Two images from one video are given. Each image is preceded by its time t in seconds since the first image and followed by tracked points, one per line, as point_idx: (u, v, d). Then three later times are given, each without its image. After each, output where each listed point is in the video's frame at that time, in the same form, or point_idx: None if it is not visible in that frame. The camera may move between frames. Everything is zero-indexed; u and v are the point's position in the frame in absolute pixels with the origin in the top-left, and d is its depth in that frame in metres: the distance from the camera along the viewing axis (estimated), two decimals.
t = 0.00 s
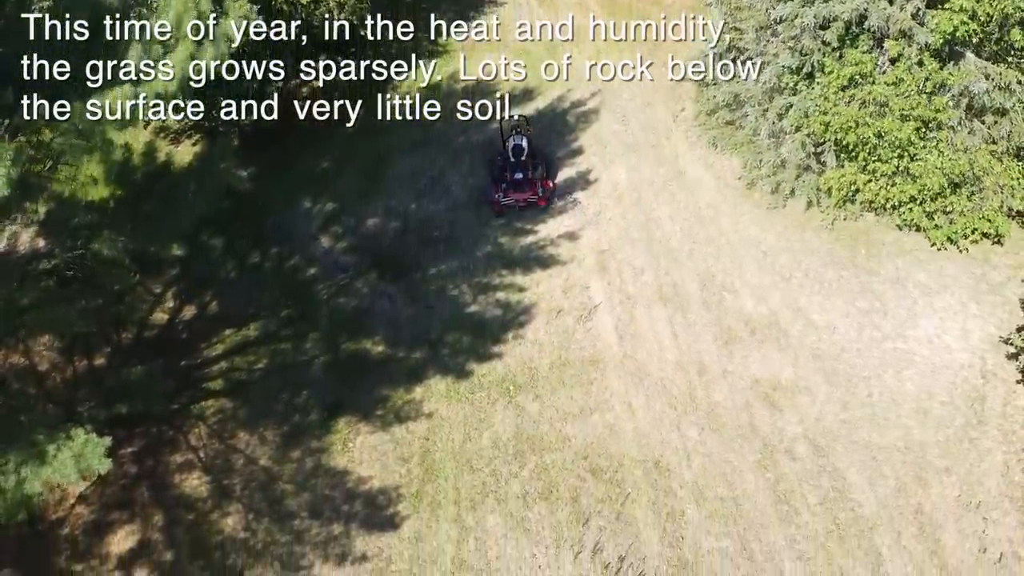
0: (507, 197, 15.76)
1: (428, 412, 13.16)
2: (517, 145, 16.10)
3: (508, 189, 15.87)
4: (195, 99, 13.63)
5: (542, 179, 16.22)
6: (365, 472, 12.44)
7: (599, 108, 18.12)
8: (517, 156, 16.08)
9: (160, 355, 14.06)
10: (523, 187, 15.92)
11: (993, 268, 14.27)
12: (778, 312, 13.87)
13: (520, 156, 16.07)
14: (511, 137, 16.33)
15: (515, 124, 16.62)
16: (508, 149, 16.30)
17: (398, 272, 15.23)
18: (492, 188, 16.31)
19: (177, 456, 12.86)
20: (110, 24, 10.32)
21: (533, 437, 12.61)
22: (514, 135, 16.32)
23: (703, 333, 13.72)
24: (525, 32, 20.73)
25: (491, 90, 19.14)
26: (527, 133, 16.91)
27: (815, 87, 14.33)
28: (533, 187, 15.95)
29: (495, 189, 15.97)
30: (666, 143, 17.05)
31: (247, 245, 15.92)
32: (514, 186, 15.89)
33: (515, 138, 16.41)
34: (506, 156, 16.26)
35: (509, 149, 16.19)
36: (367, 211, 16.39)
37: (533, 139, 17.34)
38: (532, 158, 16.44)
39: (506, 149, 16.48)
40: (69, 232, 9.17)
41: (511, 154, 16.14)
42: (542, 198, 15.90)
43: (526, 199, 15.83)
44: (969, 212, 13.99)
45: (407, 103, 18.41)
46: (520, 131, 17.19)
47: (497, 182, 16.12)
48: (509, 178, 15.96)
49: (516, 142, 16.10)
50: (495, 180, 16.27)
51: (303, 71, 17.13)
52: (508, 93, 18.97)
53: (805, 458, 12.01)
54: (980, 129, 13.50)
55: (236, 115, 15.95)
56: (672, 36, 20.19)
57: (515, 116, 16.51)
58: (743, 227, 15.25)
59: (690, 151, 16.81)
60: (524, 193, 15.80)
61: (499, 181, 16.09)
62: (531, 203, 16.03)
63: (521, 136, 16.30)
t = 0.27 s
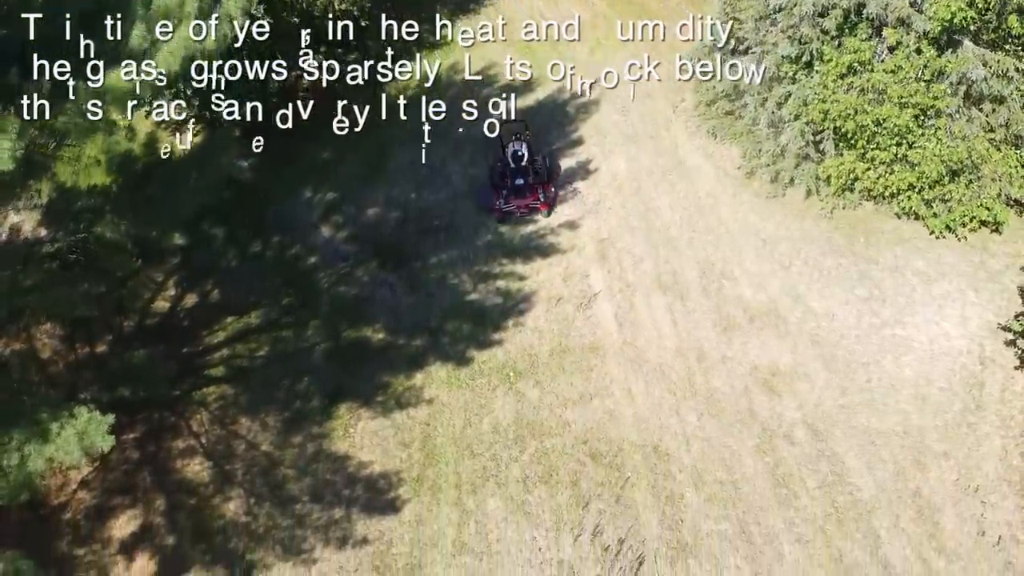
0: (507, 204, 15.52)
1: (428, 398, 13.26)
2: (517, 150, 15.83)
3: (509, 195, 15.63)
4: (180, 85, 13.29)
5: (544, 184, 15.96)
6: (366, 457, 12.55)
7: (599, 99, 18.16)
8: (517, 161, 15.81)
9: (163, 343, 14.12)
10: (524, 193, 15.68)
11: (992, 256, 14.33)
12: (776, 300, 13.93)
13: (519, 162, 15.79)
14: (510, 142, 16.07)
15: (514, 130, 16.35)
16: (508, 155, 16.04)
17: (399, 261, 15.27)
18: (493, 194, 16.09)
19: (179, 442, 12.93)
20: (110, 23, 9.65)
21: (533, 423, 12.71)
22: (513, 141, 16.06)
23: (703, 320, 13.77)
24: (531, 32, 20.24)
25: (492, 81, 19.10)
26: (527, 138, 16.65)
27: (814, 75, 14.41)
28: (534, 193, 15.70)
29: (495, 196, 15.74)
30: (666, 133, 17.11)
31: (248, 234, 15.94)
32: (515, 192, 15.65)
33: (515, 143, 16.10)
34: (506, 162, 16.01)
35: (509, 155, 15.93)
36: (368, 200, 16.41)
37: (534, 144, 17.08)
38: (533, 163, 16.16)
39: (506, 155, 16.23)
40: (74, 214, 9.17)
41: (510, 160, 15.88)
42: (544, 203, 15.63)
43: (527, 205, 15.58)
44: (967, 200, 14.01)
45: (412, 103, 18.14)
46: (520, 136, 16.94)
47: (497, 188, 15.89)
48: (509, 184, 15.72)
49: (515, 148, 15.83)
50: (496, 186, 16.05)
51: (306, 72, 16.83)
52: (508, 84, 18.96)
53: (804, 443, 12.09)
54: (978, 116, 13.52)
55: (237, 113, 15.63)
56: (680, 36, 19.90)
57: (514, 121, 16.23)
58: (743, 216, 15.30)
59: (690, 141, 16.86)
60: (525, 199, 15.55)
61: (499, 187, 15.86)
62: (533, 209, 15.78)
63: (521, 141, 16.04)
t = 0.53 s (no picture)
0: (512, 212, 15.17)
1: (430, 382, 13.36)
2: (517, 158, 15.51)
3: (513, 203, 15.26)
4: (182, 75, 12.87)
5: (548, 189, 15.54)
6: (368, 440, 12.67)
7: (599, 88, 18.14)
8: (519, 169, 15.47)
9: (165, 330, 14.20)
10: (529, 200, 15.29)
11: (989, 243, 14.44)
12: (775, 286, 14.00)
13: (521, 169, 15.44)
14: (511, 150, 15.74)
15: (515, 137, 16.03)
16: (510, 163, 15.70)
17: (400, 249, 15.31)
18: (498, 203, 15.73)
19: (182, 426, 13.00)
20: (116, 23, 9.25)
21: (533, 407, 12.81)
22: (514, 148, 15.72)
23: (702, 306, 13.84)
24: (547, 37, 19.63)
25: (492, 71, 18.89)
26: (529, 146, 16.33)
27: (812, 63, 14.42)
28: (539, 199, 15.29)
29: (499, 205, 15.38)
30: (666, 122, 17.15)
31: (249, 222, 15.96)
32: (519, 200, 15.29)
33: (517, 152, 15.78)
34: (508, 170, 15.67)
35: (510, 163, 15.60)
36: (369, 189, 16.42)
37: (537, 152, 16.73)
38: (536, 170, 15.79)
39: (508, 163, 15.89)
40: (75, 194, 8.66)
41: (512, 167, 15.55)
42: (549, 209, 15.20)
43: (532, 212, 15.17)
44: (966, 187, 13.87)
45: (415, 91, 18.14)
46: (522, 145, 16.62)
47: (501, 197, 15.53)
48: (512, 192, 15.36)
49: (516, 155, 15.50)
50: (499, 195, 15.69)
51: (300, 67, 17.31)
52: (508, 74, 18.73)
53: (802, 426, 12.17)
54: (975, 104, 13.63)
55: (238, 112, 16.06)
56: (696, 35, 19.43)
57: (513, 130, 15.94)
58: (742, 203, 15.36)
59: (690, 130, 16.90)
60: (529, 206, 15.17)
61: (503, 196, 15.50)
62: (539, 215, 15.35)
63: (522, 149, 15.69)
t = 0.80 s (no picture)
0: (517, 220, 14.85)
1: (430, 365, 13.47)
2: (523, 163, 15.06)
3: (517, 209, 14.94)
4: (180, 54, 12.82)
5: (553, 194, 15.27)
6: (369, 422, 12.78)
7: (599, 77, 18.19)
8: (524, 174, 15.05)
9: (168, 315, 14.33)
10: (533, 206, 15.00)
11: (987, 228, 14.52)
12: (773, 271, 14.09)
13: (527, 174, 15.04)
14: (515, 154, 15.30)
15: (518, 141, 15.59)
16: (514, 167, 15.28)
17: (400, 234, 15.35)
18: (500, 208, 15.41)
19: (184, 408, 13.11)
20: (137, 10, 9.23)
21: (533, 388, 12.93)
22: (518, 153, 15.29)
23: (701, 290, 13.93)
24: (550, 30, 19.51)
25: (492, 60, 18.94)
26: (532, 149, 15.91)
27: (810, 49, 14.56)
28: (544, 205, 15.03)
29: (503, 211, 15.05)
30: (665, 110, 17.22)
31: (251, 208, 16.04)
32: (524, 206, 14.98)
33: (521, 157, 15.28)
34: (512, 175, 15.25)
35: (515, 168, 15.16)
36: (370, 176, 16.47)
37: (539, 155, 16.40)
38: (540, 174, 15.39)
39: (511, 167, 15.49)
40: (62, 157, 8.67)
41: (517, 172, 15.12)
42: (555, 215, 14.96)
43: (537, 218, 14.90)
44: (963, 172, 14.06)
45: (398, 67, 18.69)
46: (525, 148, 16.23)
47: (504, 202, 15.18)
48: (517, 197, 15.02)
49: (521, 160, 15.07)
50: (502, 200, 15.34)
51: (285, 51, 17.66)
52: (508, 63, 18.80)
53: (800, 406, 12.26)
54: (972, 89, 13.72)
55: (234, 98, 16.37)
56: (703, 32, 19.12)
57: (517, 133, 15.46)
58: (741, 190, 15.45)
59: (689, 118, 16.98)
60: (535, 213, 14.88)
61: (506, 202, 15.15)
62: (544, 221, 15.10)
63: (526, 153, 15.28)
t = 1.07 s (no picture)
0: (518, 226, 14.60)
1: (432, 345, 13.59)
2: (526, 168, 14.69)
3: (519, 215, 14.66)
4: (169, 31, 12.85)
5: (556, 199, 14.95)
6: (371, 399, 12.93)
7: (599, 64, 18.28)
8: (527, 179, 14.70)
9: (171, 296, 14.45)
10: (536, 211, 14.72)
11: (983, 211, 14.62)
12: (771, 252, 14.19)
13: (530, 180, 14.69)
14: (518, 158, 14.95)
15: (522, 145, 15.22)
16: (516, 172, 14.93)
17: (401, 217, 15.43)
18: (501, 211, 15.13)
19: (187, 387, 13.24)
20: None
21: (533, 366, 13.06)
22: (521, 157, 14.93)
23: (700, 271, 14.02)
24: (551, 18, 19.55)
25: (492, 47, 19.04)
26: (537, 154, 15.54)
27: (808, 33, 14.69)
28: (547, 211, 14.73)
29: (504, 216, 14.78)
30: (665, 96, 17.32)
31: (253, 192, 16.14)
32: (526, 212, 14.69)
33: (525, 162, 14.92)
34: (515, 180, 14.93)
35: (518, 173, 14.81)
36: (370, 161, 16.56)
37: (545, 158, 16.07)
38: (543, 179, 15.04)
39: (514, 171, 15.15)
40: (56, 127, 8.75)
41: (520, 177, 14.76)
42: (557, 221, 14.64)
43: (539, 224, 14.62)
44: (960, 154, 14.24)
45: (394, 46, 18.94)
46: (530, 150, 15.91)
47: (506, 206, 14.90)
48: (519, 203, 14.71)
49: (524, 165, 14.71)
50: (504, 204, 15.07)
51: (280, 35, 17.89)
52: (509, 50, 18.90)
53: (797, 383, 12.39)
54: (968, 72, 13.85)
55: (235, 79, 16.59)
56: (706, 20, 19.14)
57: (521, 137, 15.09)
58: (740, 173, 15.56)
59: (688, 104, 17.08)
60: (537, 219, 14.59)
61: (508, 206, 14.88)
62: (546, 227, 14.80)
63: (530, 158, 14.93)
